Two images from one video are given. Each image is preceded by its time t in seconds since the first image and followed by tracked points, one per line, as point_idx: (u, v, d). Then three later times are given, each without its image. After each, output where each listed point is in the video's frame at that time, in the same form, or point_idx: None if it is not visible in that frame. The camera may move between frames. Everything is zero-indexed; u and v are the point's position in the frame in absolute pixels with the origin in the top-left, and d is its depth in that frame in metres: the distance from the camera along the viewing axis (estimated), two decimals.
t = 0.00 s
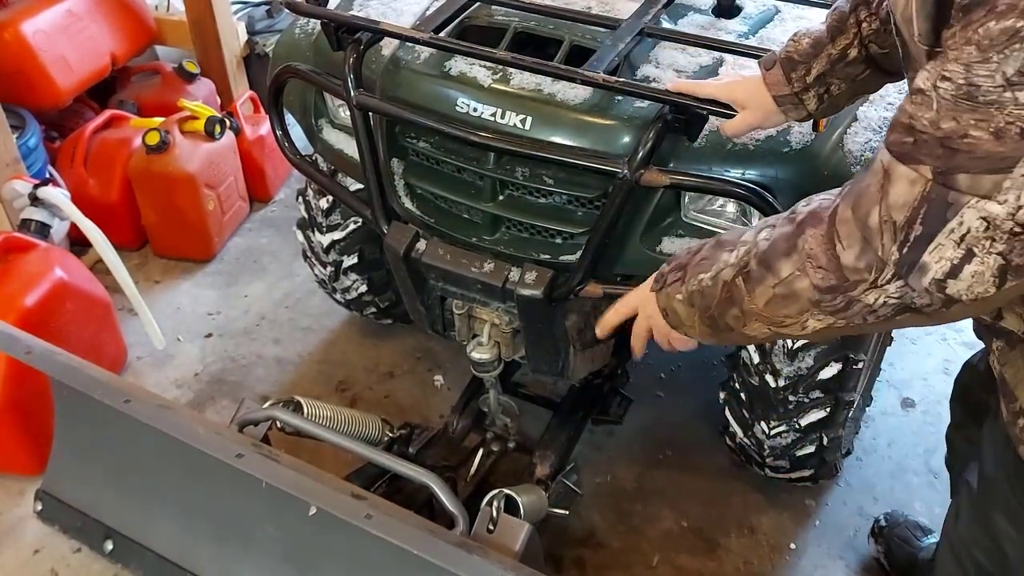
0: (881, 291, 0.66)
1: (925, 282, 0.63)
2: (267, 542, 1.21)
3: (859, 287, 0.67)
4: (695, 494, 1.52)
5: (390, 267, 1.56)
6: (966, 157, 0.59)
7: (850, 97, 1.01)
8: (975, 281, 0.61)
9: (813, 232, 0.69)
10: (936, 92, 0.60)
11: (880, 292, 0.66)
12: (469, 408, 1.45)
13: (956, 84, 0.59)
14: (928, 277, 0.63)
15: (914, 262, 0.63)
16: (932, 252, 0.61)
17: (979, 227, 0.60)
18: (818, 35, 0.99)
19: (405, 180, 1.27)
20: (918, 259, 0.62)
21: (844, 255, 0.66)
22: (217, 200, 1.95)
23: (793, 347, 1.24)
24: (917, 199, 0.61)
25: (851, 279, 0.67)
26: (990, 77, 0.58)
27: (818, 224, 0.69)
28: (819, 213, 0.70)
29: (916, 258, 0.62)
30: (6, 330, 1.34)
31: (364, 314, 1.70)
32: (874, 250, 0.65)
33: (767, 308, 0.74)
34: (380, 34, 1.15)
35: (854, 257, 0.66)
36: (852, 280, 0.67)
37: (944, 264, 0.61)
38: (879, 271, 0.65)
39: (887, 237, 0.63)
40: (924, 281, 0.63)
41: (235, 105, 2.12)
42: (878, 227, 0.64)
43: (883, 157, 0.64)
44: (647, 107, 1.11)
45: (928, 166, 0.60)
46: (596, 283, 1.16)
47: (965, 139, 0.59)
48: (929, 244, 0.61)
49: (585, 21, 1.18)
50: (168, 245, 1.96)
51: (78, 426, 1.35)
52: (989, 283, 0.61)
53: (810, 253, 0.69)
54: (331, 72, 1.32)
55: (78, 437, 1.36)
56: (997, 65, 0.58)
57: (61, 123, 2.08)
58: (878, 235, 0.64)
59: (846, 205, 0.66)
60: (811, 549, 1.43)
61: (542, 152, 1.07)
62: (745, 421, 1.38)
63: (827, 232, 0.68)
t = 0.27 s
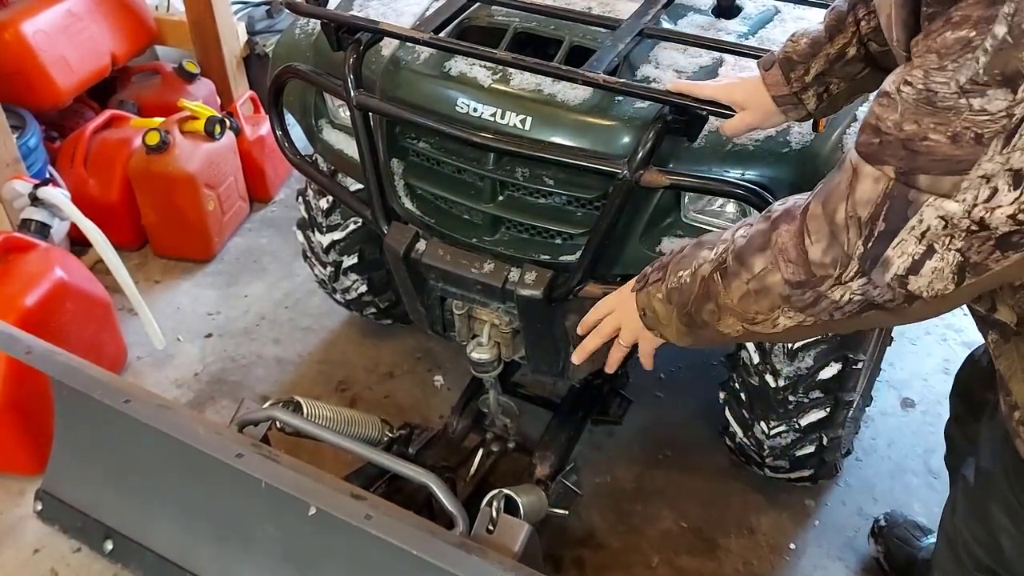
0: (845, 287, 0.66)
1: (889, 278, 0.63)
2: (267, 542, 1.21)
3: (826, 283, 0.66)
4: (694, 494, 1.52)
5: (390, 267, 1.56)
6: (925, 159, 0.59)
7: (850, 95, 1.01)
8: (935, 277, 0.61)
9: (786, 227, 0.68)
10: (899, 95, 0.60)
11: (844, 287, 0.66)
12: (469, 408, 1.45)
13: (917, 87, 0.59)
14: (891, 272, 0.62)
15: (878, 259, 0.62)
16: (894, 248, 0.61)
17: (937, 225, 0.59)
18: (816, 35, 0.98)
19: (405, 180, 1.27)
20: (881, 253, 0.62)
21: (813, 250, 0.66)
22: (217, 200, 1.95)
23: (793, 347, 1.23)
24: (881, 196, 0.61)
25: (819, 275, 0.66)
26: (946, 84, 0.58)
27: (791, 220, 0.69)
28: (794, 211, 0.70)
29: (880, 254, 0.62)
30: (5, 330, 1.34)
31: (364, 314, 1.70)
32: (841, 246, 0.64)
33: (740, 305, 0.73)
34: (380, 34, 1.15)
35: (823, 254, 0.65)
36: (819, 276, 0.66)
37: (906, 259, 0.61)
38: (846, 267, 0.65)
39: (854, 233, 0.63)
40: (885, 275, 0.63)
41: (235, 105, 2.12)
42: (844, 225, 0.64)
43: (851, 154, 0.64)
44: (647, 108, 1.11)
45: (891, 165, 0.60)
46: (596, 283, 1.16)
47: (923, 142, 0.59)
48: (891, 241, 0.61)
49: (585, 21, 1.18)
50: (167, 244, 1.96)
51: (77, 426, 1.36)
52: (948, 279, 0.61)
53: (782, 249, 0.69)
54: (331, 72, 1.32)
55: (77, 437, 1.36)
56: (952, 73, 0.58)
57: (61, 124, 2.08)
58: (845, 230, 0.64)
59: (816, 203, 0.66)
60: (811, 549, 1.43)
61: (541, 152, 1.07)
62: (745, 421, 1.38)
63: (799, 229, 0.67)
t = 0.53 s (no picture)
0: (844, 329, 0.62)
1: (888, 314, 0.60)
2: (266, 542, 1.21)
3: (822, 328, 0.63)
4: (695, 495, 1.52)
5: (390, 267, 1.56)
6: (911, 183, 0.56)
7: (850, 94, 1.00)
8: (936, 309, 0.58)
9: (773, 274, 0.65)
10: (879, 122, 0.57)
11: (844, 329, 0.62)
12: (469, 408, 1.45)
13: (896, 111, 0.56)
14: (891, 307, 0.59)
15: (875, 296, 0.59)
16: (890, 283, 0.58)
17: (932, 250, 0.56)
18: (816, 34, 0.98)
19: (405, 180, 1.27)
20: (879, 289, 0.59)
21: (806, 295, 0.63)
22: (217, 200, 1.95)
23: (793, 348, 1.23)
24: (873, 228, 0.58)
25: (815, 321, 0.63)
26: (924, 103, 0.55)
27: (775, 270, 0.65)
28: (777, 260, 0.66)
29: (877, 289, 0.59)
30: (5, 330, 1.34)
31: (364, 315, 1.70)
32: (836, 287, 0.61)
33: (728, 366, 0.68)
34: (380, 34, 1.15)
35: (817, 296, 0.62)
36: (814, 322, 0.63)
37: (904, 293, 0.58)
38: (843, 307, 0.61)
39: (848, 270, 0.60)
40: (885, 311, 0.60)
41: (235, 105, 2.12)
42: (834, 263, 0.61)
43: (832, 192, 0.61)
44: (647, 108, 1.11)
45: (876, 196, 0.57)
46: (597, 283, 1.16)
47: (908, 165, 0.56)
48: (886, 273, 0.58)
49: (585, 22, 1.18)
50: (167, 244, 1.96)
51: (77, 426, 1.35)
52: (949, 310, 0.58)
53: (770, 299, 0.65)
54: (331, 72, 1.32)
55: (77, 438, 1.36)
56: (929, 90, 0.55)
57: (61, 123, 2.08)
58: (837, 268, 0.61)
59: (802, 247, 0.63)
60: (810, 550, 1.43)
61: (541, 153, 1.07)
62: (745, 422, 1.38)
63: (788, 276, 0.64)
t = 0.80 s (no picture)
0: (846, 408, 0.69)
1: (885, 386, 0.66)
2: (266, 543, 1.21)
3: (825, 412, 0.70)
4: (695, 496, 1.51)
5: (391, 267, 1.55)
6: (883, 248, 0.63)
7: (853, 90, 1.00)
8: (932, 377, 0.65)
9: (761, 378, 0.74)
10: (847, 194, 0.65)
11: (846, 409, 0.69)
12: (470, 409, 1.45)
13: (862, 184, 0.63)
14: (885, 380, 0.66)
15: (866, 370, 0.66)
16: (882, 355, 0.65)
17: (915, 313, 0.63)
18: (816, 33, 0.97)
19: (405, 180, 1.27)
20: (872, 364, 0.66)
21: (798, 382, 0.70)
22: (217, 200, 1.94)
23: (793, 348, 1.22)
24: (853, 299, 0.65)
25: (814, 403, 0.70)
26: (889, 173, 0.62)
27: (757, 376, 0.75)
28: (754, 366, 0.76)
29: (867, 364, 0.66)
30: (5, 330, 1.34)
31: (364, 315, 1.70)
32: (825, 366, 0.68)
33: (746, 496, 0.77)
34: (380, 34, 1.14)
35: (811, 379, 0.69)
36: (817, 406, 0.70)
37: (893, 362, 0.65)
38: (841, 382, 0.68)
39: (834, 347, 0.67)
40: (882, 382, 0.66)
41: (235, 105, 2.12)
42: (821, 342, 0.68)
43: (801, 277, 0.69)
44: (648, 108, 1.11)
45: (850, 267, 0.65)
46: (597, 283, 1.15)
47: (878, 232, 0.63)
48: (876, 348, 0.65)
49: (586, 21, 1.18)
50: (167, 244, 1.96)
51: (77, 426, 1.35)
52: (945, 378, 0.65)
53: (770, 402, 0.73)
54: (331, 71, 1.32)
55: (77, 438, 1.36)
56: (893, 160, 0.61)
57: (61, 123, 2.07)
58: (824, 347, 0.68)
59: (784, 336, 0.71)
60: (812, 551, 1.43)
61: (541, 153, 1.07)
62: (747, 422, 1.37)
63: (774, 375, 0.72)
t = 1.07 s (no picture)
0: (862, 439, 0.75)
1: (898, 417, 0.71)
2: (267, 544, 1.21)
3: (837, 447, 0.76)
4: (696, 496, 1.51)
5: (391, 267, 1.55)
6: (885, 279, 0.67)
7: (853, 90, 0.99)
8: (947, 406, 0.70)
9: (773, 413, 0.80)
10: (847, 228, 0.69)
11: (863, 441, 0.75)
12: (470, 409, 1.45)
13: (860, 218, 0.68)
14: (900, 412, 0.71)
15: (880, 401, 0.71)
16: (894, 386, 0.70)
17: (925, 343, 0.68)
18: (815, 35, 0.97)
19: (406, 180, 1.27)
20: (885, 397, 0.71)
21: (812, 418, 0.76)
22: (217, 200, 1.94)
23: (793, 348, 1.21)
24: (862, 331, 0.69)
25: (829, 436, 0.76)
26: (887, 208, 0.66)
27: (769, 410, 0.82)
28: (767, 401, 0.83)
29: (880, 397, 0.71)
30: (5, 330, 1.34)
31: (364, 315, 1.70)
32: (839, 401, 0.74)
33: (758, 521, 0.85)
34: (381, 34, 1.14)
35: (826, 413, 0.75)
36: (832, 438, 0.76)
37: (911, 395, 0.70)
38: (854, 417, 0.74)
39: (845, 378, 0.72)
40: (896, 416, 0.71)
41: (235, 105, 2.11)
42: (832, 375, 0.73)
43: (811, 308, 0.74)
44: (648, 108, 1.11)
45: (857, 299, 0.69)
46: (597, 283, 1.15)
47: (881, 263, 0.67)
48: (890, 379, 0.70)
49: (586, 21, 1.18)
50: (167, 244, 1.96)
51: (76, 428, 1.35)
52: (960, 406, 0.70)
53: (782, 436, 0.79)
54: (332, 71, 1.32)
55: (76, 440, 1.36)
56: (889, 195, 0.66)
57: (61, 122, 2.07)
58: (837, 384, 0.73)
59: (796, 368, 0.77)
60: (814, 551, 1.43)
61: (542, 152, 1.07)
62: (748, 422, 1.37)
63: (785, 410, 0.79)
